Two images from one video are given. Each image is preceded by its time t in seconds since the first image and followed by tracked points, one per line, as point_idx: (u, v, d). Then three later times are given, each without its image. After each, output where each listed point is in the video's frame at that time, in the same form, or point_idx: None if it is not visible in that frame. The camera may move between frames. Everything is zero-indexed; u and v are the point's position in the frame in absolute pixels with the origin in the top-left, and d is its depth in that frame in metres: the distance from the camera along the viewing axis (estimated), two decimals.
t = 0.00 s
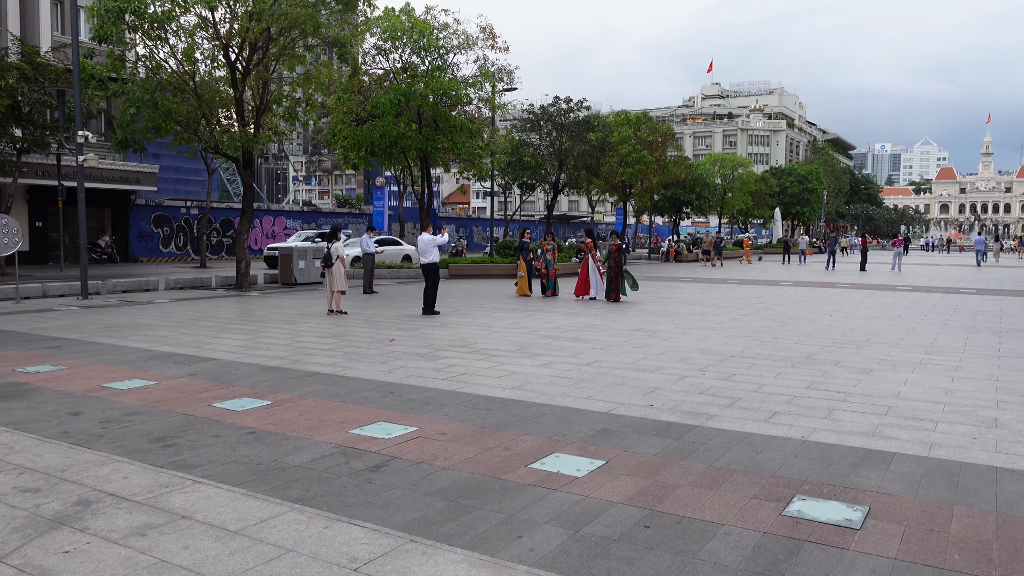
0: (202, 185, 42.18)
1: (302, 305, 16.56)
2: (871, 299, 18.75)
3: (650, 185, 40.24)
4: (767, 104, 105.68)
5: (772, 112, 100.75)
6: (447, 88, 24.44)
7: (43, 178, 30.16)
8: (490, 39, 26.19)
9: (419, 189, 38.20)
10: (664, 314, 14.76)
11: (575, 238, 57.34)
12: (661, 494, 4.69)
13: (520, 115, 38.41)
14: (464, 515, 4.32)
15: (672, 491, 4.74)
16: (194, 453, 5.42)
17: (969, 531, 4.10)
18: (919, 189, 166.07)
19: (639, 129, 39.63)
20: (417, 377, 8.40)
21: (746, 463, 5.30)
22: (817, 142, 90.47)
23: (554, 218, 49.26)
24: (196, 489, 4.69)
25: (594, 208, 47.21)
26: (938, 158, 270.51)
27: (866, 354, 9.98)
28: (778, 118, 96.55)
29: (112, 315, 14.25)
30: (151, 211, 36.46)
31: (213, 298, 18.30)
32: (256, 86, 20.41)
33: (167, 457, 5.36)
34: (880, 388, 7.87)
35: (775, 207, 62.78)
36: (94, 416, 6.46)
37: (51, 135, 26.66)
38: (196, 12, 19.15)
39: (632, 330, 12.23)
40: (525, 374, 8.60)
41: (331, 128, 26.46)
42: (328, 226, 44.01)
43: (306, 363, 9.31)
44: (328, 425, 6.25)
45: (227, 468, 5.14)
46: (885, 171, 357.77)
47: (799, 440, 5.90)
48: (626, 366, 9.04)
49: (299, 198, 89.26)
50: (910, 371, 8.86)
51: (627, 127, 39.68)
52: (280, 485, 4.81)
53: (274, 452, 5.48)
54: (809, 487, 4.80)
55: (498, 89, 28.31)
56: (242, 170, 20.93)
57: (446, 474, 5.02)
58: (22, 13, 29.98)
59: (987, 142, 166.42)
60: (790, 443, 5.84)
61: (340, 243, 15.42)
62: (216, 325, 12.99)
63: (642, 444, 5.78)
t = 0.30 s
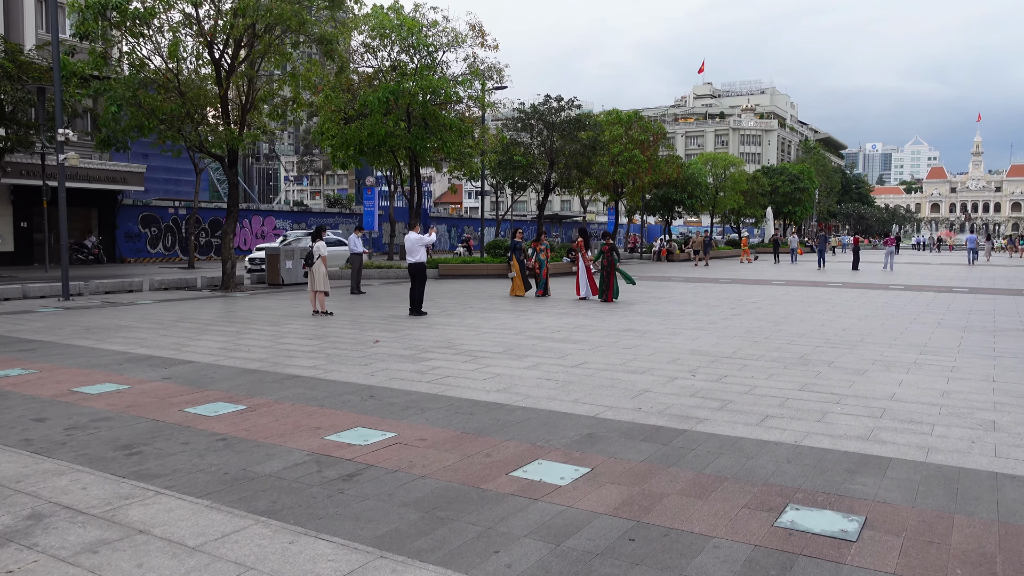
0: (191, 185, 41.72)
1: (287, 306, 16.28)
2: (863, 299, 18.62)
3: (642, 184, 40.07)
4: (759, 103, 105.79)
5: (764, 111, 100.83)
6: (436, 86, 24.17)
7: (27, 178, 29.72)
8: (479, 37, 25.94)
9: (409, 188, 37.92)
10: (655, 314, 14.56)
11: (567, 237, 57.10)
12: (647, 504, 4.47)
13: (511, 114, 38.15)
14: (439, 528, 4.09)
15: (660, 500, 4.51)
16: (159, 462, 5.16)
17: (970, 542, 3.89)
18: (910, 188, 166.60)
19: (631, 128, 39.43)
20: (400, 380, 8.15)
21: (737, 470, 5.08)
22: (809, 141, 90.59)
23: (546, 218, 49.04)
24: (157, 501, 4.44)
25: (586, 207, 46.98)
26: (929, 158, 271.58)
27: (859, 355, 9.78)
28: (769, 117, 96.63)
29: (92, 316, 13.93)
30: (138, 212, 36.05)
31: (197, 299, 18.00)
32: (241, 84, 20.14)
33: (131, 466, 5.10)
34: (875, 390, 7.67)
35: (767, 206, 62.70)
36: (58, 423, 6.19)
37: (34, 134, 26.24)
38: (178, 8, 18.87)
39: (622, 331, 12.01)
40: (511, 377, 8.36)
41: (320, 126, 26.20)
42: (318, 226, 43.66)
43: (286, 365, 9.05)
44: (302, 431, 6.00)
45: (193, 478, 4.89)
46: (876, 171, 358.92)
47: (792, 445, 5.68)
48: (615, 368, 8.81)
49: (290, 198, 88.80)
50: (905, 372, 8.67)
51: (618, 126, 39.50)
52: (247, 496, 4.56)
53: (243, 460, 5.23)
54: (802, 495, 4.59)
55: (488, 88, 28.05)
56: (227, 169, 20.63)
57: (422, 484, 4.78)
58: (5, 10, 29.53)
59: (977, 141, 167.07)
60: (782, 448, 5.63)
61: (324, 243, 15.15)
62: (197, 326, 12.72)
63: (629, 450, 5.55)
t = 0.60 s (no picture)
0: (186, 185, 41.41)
1: (278, 310, 16.05)
2: (862, 301, 18.41)
3: (639, 186, 39.87)
4: (757, 105, 105.72)
5: (762, 113, 100.71)
6: (431, 86, 23.95)
7: (20, 179, 29.46)
8: (475, 37, 25.75)
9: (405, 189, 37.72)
10: (651, 318, 14.35)
11: (565, 239, 56.90)
12: (637, 522, 4.24)
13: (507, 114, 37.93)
14: (416, 550, 3.86)
15: (650, 518, 4.30)
16: (128, 476, 4.93)
17: (977, 565, 3.68)
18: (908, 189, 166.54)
19: (628, 129, 39.24)
20: (387, 387, 7.92)
21: (732, 484, 4.87)
22: (807, 142, 90.53)
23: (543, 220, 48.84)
24: (122, 520, 4.21)
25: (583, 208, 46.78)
26: (926, 159, 271.70)
27: (859, 360, 9.57)
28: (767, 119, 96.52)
29: (78, 320, 13.69)
30: (133, 213, 35.79)
31: (188, 301, 17.76)
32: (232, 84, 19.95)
33: (98, 480, 4.87)
34: (875, 398, 7.46)
35: (765, 208, 62.57)
36: (29, 434, 5.96)
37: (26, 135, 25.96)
38: (168, 8, 18.69)
39: (617, 335, 11.79)
40: (502, 383, 8.14)
41: (314, 126, 26.00)
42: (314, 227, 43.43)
43: (272, 372, 8.82)
44: (282, 442, 5.77)
45: (162, 494, 4.65)
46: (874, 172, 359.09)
47: (789, 457, 5.47)
48: (609, 374, 8.59)
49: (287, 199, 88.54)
50: (905, 378, 8.46)
51: (616, 128, 39.31)
52: (217, 514, 4.34)
53: (216, 474, 5.00)
54: (800, 512, 4.38)
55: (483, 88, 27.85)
56: (219, 170, 20.42)
57: (402, 500, 4.56)
58: None
59: (975, 143, 167.12)
60: (779, 460, 5.41)
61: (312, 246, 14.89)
62: (184, 330, 12.48)
63: (621, 463, 5.33)
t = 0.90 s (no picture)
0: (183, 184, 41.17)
1: (272, 310, 15.86)
2: (863, 302, 18.21)
3: (639, 186, 39.67)
4: (758, 105, 105.49)
5: (763, 113, 100.50)
6: (429, 85, 23.73)
7: (15, 178, 29.22)
8: (473, 35, 25.54)
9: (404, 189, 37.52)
10: (650, 319, 14.15)
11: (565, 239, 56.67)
12: (632, 535, 4.04)
13: (506, 113, 37.70)
14: (398, 566, 3.66)
15: (646, 532, 4.08)
16: (101, 485, 4.72)
17: None
18: (909, 189, 166.25)
19: (628, 129, 39.05)
20: (378, 390, 7.72)
21: (732, 495, 4.66)
22: (807, 143, 90.34)
23: (543, 220, 48.62)
24: (89, 533, 4.00)
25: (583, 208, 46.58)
26: (927, 160, 271.61)
27: (862, 363, 9.36)
28: (768, 119, 96.35)
29: (69, 320, 13.49)
30: (130, 212, 35.54)
31: (182, 302, 17.55)
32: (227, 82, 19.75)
33: (69, 489, 4.67)
34: (879, 402, 7.24)
35: (766, 208, 62.38)
36: (3, 440, 5.75)
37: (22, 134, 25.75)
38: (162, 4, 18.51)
39: (615, 337, 11.59)
40: (496, 387, 7.93)
41: (312, 125, 25.81)
42: (313, 226, 43.22)
43: (261, 374, 8.62)
44: (265, 449, 5.56)
45: (136, 503, 4.45)
46: (874, 172, 358.96)
47: (791, 465, 5.26)
48: (605, 377, 8.38)
49: (287, 199, 88.33)
50: (910, 382, 8.25)
51: (616, 127, 39.12)
52: (192, 525, 4.13)
53: (194, 482, 4.79)
54: (803, 526, 4.16)
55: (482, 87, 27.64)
56: (214, 168, 20.21)
57: (385, 512, 4.35)
58: None
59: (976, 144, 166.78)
60: (781, 468, 5.20)
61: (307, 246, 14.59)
62: (175, 331, 12.26)
63: (617, 471, 5.13)
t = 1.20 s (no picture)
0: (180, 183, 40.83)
1: (267, 310, 15.64)
2: (866, 303, 18.00)
3: (639, 185, 39.45)
4: (758, 105, 105.30)
5: (763, 113, 100.31)
6: (427, 83, 23.48)
7: (10, 177, 28.95)
8: (472, 33, 25.30)
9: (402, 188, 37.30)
10: (650, 320, 13.92)
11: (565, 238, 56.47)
12: (631, 551, 3.82)
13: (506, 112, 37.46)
14: None
15: (647, 548, 3.86)
16: (74, 496, 4.50)
17: None
18: (910, 190, 166.03)
19: (628, 128, 38.83)
20: (370, 394, 7.51)
21: (736, 507, 4.44)
22: (807, 142, 90.18)
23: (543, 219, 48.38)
24: (57, 549, 3.78)
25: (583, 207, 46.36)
26: (927, 160, 271.46)
27: (867, 366, 9.15)
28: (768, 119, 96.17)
29: (60, 320, 13.27)
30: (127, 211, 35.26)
31: (177, 302, 17.32)
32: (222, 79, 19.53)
33: (40, 500, 4.44)
34: (887, 407, 7.02)
35: (766, 208, 62.19)
36: None
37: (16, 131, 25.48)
38: None
39: (614, 338, 11.37)
40: (491, 390, 7.71)
41: (309, 124, 25.58)
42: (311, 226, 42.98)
43: (250, 377, 8.39)
44: (250, 456, 5.34)
45: (109, 516, 4.23)
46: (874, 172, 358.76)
47: (797, 474, 5.04)
48: (604, 380, 8.16)
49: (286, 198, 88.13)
50: (917, 385, 8.03)
51: (616, 126, 38.91)
52: (167, 540, 3.91)
53: (171, 493, 4.57)
54: (812, 540, 3.95)
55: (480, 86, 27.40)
56: (210, 167, 20.00)
57: (371, 525, 4.13)
58: None
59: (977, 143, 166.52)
60: (786, 478, 4.99)
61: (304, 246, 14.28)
62: (166, 331, 12.03)
63: (615, 480, 4.91)
